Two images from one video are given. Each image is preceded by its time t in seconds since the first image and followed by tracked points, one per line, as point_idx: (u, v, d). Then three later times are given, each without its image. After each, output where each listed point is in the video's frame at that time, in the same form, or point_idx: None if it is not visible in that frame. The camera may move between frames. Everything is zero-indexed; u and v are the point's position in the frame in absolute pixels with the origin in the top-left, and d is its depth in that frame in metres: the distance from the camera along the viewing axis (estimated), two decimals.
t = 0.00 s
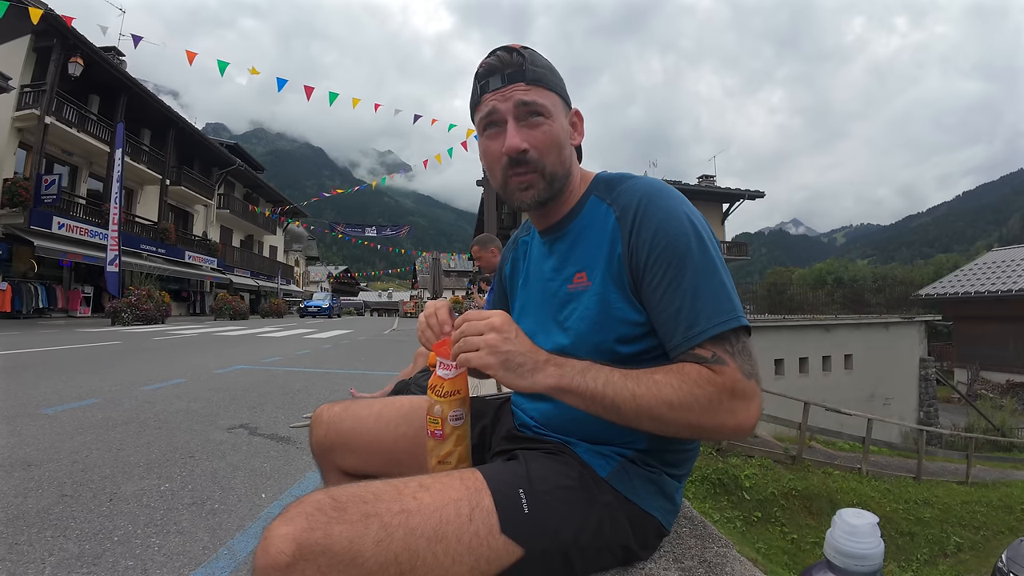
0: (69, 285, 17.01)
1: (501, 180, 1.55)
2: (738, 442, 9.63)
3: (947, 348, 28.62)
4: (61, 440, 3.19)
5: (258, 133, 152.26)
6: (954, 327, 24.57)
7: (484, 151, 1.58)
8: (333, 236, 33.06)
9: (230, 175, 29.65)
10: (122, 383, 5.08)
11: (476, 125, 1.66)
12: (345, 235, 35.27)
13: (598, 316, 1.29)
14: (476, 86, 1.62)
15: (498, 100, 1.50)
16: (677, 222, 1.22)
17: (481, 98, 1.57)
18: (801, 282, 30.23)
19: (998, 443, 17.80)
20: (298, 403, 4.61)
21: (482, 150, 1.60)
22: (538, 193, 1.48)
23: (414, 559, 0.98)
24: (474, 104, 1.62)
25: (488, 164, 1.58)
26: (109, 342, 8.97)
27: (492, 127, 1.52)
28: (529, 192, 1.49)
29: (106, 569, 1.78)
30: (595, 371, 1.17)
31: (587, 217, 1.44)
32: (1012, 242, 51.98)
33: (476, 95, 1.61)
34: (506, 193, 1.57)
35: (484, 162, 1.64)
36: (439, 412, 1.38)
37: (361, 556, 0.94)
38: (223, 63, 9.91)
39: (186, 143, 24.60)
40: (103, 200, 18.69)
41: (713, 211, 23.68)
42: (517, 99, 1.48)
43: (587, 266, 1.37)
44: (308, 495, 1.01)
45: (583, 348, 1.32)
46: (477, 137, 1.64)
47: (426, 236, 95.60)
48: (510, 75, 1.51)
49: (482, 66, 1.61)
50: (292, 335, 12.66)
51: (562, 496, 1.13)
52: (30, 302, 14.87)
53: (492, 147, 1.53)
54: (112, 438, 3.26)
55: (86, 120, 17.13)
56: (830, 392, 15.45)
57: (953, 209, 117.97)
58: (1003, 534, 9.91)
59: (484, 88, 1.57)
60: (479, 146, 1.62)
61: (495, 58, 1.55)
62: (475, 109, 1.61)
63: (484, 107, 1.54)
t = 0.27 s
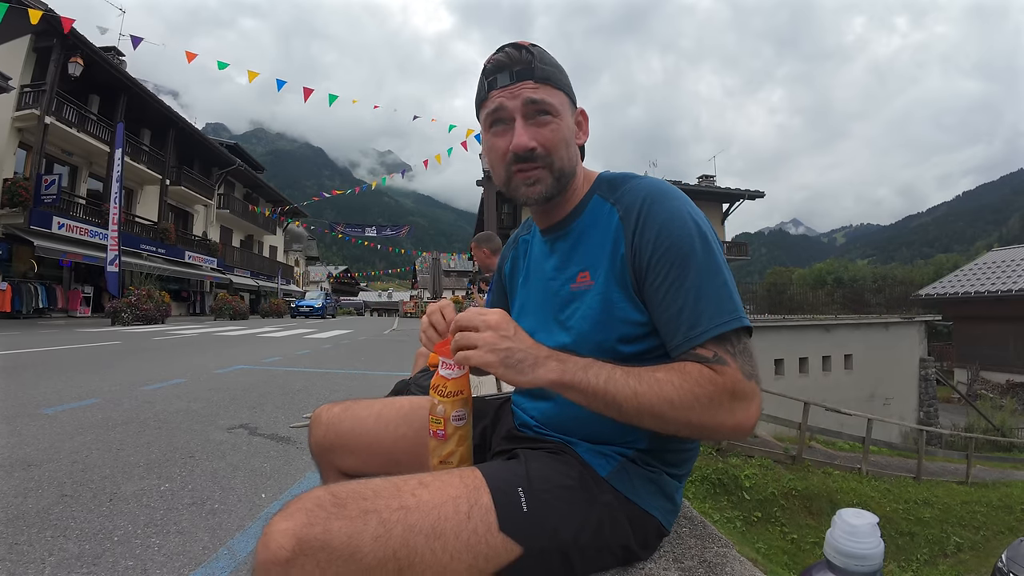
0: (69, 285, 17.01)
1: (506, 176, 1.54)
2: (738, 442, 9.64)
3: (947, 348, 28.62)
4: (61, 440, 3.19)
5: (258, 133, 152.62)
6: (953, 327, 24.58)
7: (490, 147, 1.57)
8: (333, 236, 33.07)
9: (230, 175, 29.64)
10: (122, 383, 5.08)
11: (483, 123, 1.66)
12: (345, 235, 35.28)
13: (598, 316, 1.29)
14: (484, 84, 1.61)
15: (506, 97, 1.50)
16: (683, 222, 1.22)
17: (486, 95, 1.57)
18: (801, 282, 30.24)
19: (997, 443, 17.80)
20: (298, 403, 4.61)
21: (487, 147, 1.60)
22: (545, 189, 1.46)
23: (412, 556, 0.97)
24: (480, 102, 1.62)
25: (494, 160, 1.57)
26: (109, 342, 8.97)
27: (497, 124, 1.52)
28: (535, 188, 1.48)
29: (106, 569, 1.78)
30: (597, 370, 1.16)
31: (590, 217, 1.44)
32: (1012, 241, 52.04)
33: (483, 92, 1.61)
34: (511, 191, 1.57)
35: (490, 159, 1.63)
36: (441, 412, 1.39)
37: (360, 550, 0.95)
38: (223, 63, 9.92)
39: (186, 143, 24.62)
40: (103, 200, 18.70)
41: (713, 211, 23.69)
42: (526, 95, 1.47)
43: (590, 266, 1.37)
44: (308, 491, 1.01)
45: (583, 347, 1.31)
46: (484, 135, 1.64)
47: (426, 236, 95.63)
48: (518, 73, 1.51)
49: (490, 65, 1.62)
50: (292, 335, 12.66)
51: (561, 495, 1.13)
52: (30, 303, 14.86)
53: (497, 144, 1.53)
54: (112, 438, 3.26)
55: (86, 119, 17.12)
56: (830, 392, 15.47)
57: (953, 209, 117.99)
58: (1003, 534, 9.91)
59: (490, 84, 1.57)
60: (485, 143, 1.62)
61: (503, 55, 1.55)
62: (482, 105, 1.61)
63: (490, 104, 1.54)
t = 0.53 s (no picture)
0: (69, 285, 17.02)
1: (543, 156, 1.46)
2: (738, 442, 9.64)
3: (947, 348, 28.62)
4: (61, 440, 3.19)
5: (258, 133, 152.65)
6: (953, 327, 24.58)
7: (525, 126, 1.47)
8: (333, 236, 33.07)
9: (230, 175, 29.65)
10: (122, 383, 5.08)
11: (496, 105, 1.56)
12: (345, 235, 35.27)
13: (602, 306, 1.29)
14: (503, 68, 1.55)
15: (551, 76, 1.48)
16: (690, 215, 1.24)
17: (522, 74, 1.51)
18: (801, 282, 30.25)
19: (997, 443, 17.80)
20: (298, 403, 4.61)
21: (513, 128, 1.51)
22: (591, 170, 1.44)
23: (410, 541, 0.97)
24: (499, 83, 1.55)
25: (527, 139, 1.47)
26: (109, 342, 8.97)
27: (543, 101, 1.46)
28: (583, 167, 1.44)
29: (106, 568, 1.78)
30: (603, 355, 1.15)
31: (596, 210, 1.44)
32: (1012, 241, 52.03)
33: (507, 73, 1.54)
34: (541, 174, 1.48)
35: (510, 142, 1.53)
36: (443, 412, 1.38)
37: (359, 535, 0.95)
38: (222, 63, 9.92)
39: (186, 143, 24.62)
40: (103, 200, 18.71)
41: (713, 211, 23.69)
42: (573, 79, 1.50)
43: (593, 259, 1.37)
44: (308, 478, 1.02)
45: (585, 338, 1.31)
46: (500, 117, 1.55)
47: (426, 236, 95.70)
48: (554, 60, 1.52)
49: (508, 50, 1.58)
50: (292, 335, 12.66)
51: (560, 487, 1.13)
52: (30, 303, 14.86)
53: (543, 122, 1.45)
54: (112, 438, 3.26)
55: (86, 119, 17.12)
56: (830, 392, 15.47)
57: (953, 209, 117.96)
58: (1003, 534, 9.90)
59: (521, 65, 1.52)
60: (509, 125, 1.52)
61: (532, 42, 1.54)
62: (508, 85, 1.53)
63: (532, 81, 1.48)
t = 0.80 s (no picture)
0: (69, 285, 17.01)
1: (549, 158, 1.44)
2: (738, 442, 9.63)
3: (947, 348, 28.62)
4: (61, 440, 3.19)
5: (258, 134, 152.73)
6: (953, 327, 24.57)
7: (532, 128, 1.44)
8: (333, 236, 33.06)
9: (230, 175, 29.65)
10: (122, 383, 5.08)
11: (501, 105, 1.52)
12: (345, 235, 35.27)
13: (600, 302, 1.29)
14: (509, 68, 1.51)
15: (561, 81, 1.45)
16: (689, 215, 1.27)
17: (530, 75, 1.47)
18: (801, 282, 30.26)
19: (997, 443, 17.79)
20: (297, 403, 4.61)
21: (519, 130, 1.47)
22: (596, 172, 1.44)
23: (412, 537, 0.97)
24: (504, 83, 1.51)
25: (533, 143, 1.45)
26: (109, 342, 8.97)
27: (552, 104, 1.43)
28: (585, 170, 1.44)
29: (106, 569, 1.78)
30: (609, 349, 1.15)
31: (593, 209, 1.44)
32: (1012, 241, 52.03)
33: (514, 73, 1.49)
34: (546, 175, 1.46)
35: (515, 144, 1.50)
36: (450, 411, 1.39)
37: (361, 531, 0.95)
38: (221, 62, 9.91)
39: (187, 143, 24.62)
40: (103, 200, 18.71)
41: (713, 211, 23.68)
42: (580, 85, 1.48)
43: (590, 255, 1.37)
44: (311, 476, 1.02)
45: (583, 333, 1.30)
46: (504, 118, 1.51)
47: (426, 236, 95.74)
48: (562, 64, 1.49)
49: (512, 51, 1.54)
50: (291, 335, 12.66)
51: (561, 484, 1.13)
52: (29, 303, 14.86)
53: (552, 124, 1.42)
54: (112, 438, 3.26)
55: (85, 119, 17.12)
56: (830, 392, 15.47)
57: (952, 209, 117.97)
58: (1003, 534, 9.90)
59: (530, 67, 1.48)
60: (515, 125, 1.48)
61: (540, 45, 1.51)
62: (516, 84, 1.48)
63: (541, 85, 1.45)
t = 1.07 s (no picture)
0: (68, 285, 17.01)
1: (554, 165, 1.42)
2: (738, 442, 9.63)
3: (947, 348, 28.60)
4: (61, 440, 3.19)
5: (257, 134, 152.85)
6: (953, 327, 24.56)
7: (536, 135, 1.42)
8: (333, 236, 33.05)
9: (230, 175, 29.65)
10: (121, 383, 5.08)
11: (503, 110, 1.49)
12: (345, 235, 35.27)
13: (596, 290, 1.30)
14: (511, 72, 1.48)
15: (567, 88, 1.42)
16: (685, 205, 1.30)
17: (534, 79, 1.43)
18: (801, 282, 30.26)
19: (997, 443, 17.79)
20: (297, 403, 4.61)
21: (522, 138, 1.44)
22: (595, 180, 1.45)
23: (412, 537, 0.97)
24: (507, 87, 1.47)
25: (537, 151, 1.43)
26: (108, 342, 8.97)
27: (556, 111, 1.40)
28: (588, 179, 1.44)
29: (106, 569, 1.78)
30: (601, 328, 1.15)
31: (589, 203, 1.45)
32: (1012, 241, 52.01)
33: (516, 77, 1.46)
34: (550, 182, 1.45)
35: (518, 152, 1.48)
36: (462, 388, 1.39)
37: (361, 530, 0.95)
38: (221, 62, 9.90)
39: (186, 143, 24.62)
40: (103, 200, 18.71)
41: (713, 211, 23.68)
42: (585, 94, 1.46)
43: (585, 246, 1.37)
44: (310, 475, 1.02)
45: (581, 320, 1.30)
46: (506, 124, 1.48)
47: (425, 236, 95.72)
48: (567, 70, 1.46)
49: (515, 53, 1.51)
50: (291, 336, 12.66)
51: (561, 483, 1.12)
52: (29, 303, 14.86)
53: (556, 132, 1.40)
54: (112, 438, 3.26)
55: (85, 119, 17.11)
56: (830, 392, 15.47)
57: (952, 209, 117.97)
58: (1003, 534, 9.90)
59: (534, 72, 1.44)
60: (518, 133, 1.45)
61: (545, 49, 1.47)
62: (519, 89, 1.45)
63: (544, 91, 1.42)
